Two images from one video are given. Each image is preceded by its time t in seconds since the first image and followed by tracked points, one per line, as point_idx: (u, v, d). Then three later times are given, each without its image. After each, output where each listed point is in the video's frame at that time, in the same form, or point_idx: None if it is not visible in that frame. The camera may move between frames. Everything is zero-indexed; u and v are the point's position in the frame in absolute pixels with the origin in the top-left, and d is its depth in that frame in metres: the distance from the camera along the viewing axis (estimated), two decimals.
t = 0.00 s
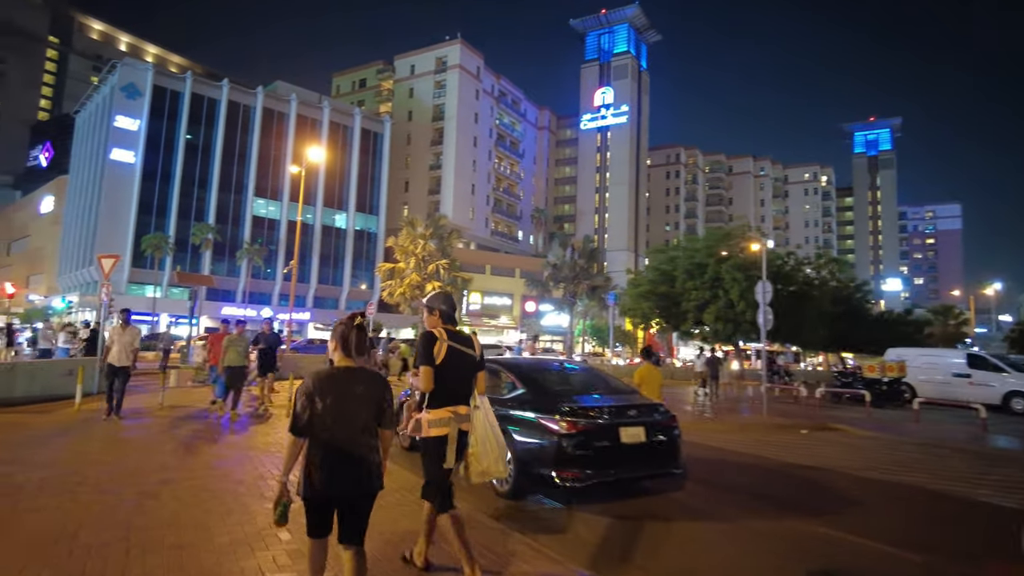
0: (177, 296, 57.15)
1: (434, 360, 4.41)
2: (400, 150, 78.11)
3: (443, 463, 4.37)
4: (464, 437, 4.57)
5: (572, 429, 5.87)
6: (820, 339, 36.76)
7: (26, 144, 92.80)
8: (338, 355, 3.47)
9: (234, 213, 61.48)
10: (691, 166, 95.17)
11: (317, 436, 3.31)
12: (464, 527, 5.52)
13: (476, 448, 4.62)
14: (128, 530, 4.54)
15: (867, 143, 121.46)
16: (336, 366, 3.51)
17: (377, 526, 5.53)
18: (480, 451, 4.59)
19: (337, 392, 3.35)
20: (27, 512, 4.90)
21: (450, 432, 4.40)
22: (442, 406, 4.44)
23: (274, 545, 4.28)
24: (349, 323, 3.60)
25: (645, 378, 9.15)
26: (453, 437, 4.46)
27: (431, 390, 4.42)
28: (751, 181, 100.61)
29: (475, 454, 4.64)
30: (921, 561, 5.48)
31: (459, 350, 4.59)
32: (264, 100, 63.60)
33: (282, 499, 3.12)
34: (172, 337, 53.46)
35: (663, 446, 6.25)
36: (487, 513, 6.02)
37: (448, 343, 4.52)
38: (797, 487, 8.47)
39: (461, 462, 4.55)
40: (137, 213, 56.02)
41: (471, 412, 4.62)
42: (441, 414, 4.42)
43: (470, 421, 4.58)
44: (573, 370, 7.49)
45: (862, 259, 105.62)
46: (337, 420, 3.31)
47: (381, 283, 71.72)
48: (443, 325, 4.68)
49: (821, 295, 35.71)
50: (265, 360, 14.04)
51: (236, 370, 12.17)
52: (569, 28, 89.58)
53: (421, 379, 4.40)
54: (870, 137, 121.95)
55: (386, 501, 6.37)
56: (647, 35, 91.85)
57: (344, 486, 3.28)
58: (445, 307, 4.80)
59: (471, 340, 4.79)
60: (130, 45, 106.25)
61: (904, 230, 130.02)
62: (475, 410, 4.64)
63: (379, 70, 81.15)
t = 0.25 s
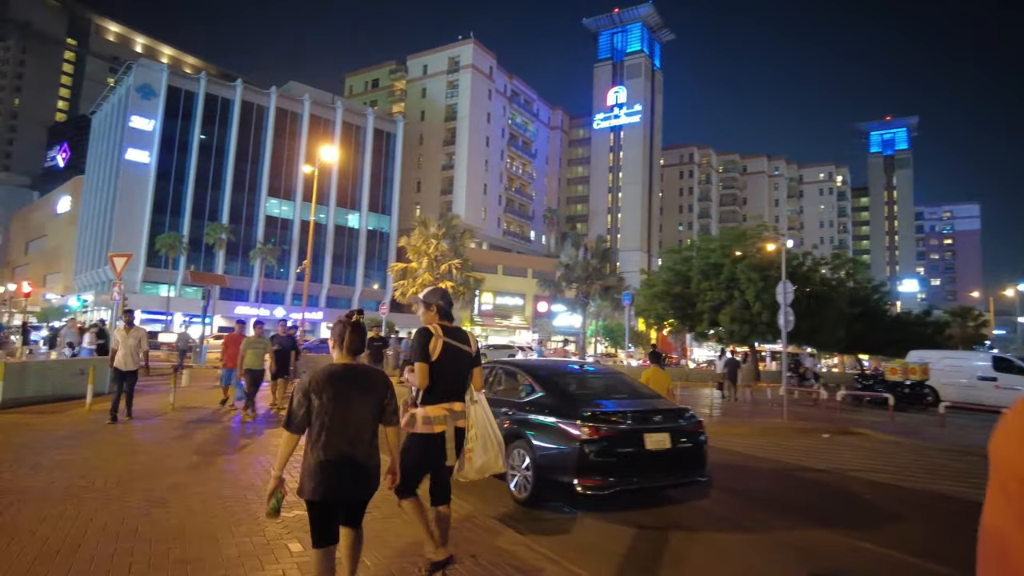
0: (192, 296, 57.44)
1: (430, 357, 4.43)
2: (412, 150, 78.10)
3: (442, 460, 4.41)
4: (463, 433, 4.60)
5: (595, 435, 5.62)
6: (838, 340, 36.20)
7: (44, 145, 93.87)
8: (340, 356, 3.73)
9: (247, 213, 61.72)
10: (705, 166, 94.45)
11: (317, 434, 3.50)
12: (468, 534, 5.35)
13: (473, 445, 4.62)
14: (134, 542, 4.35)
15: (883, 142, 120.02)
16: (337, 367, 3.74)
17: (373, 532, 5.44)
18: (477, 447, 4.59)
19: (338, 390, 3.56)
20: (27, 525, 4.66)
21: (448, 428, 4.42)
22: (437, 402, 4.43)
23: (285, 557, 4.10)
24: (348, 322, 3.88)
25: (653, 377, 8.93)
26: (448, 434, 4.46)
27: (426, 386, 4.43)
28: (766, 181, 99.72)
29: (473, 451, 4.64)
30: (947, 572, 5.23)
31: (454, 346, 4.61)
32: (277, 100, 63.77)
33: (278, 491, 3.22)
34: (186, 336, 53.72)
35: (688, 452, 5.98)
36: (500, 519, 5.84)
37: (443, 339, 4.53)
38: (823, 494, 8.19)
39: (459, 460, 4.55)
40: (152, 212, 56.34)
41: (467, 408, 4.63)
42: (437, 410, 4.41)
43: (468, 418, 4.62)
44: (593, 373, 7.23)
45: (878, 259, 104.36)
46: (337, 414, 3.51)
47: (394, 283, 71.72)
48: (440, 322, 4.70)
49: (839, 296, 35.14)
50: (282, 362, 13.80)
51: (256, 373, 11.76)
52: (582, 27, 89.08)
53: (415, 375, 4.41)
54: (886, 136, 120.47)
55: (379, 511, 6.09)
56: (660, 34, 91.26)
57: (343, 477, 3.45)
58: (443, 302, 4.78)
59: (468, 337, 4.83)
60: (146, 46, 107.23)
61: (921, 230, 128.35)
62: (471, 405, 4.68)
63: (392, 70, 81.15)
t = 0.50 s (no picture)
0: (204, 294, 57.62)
1: (417, 352, 4.26)
2: (424, 149, 78.05)
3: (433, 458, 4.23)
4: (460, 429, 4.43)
5: (616, 434, 5.37)
6: (855, 339, 35.62)
7: (60, 144, 94.73)
8: (342, 349, 3.58)
9: (260, 212, 61.91)
10: (718, 164, 93.69)
11: (316, 427, 3.36)
12: (473, 536, 5.12)
13: (474, 442, 4.48)
14: (138, 548, 4.09)
15: (899, 139, 118.54)
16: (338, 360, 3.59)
17: (370, 530, 5.25)
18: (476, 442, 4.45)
19: (337, 385, 3.43)
20: (22, 530, 4.38)
21: (433, 423, 4.24)
22: (425, 398, 4.28)
23: (293, 563, 3.86)
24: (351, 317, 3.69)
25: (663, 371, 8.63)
26: (435, 431, 4.28)
27: (413, 381, 4.25)
28: (779, 179, 98.85)
29: (475, 446, 4.50)
30: None
31: (444, 342, 4.39)
32: (290, 99, 63.87)
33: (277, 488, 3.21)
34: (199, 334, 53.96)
35: (716, 455, 5.70)
36: (519, 523, 5.59)
37: (431, 335, 4.36)
38: (848, 497, 7.83)
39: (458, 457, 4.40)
40: (165, 211, 56.60)
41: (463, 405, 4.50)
42: (426, 404, 4.24)
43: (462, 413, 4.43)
44: (612, 370, 6.93)
45: (893, 257, 103.20)
46: (334, 413, 3.37)
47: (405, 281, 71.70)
48: (431, 316, 4.48)
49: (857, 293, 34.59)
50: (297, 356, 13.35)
51: (273, 370, 11.34)
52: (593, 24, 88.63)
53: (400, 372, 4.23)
54: (902, 133, 119.02)
55: (376, 511, 5.79)
56: (673, 31, 90.54)
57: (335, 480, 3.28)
58: (433, 294, 4.61)
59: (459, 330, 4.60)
60: (160, 46, 108.02)
61: (938, 228, 126.78)
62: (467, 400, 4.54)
63: (404, 68, 81.06)
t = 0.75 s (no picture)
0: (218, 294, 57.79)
1: (404, 362, 4.36)
2: (436, 148, 77.90)
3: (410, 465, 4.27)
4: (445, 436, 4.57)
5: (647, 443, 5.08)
6: (876, 339, 34.94)
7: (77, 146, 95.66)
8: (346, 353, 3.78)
9: (273, 212, 62.03)
10: (732, 162, 92.81)
11: (322, 430, 3.54)
12: (483, 549, 4.93)
13: (456, 450, 4.62)
14: (133, 569, 3.86)
15: (917, 137, 116.84)
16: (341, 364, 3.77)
17: (375, 539, 5.14)
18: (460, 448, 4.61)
19: (343, 389, 3.61)
20: (11, 547, 4.13)
21: (416, 431, 4.31)
22: (415, 405, 4.39)
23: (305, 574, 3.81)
24: (355, 322, 3.90)
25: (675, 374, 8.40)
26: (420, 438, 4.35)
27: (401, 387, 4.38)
28: (795, 177, 97.80)
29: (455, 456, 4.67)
30: None
31: (430, 349, 4.51)
32: (302, 99, 63.91)
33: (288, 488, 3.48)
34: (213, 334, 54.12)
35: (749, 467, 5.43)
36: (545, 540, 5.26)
37: (417, 342, 4.47)
38: (870, 505, 7.64)
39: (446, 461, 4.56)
40: (179, 212, 56.81)
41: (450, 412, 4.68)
42: (413, 411, 4.35)
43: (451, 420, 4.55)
44: (635, 375, 6.63)
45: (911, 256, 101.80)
46: (341, 415, 3.56)
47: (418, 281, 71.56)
48: (418, 323, 4.60)
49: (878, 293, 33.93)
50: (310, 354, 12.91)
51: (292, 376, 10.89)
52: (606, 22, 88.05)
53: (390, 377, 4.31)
54: (920, 130, 117.29)
55: (381, 524, 5.52)
56: (687, 29, 89.79)
57: (352, 480, 3.48)
58: (420, 301, 4.70)
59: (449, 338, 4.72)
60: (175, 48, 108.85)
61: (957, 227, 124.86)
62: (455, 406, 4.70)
63: (417, 68, 80.87)
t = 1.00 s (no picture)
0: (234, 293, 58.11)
1: (408, 360, 4.26)
2: (451, 148, 77.85)
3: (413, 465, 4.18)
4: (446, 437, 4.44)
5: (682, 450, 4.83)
6: (898, 339, 34.30)
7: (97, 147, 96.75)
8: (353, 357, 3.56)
9: (289, 212, 62.29)
10: (749, 161, 91.94)
11: (329, 436, 3.40)
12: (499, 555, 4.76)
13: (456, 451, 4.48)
14: None
15: (938, 134, 115.06)
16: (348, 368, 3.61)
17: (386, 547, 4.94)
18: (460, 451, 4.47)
19: (353, 394, 3.44)
20: (19, 560, 3.94)
21: (419, 431, 4.20)
22: (418, 405, 4.28)
23: None
24: (365, 322, 3.65)
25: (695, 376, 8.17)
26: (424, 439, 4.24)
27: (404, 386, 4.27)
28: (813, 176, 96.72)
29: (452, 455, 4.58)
30: None
31: (434, 345, 4.39)
32: (318, 100, 64.09)
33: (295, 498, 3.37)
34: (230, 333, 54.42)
35: (786, 475, 5.16)
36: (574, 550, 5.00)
37: (422, 339, 4.36)
38: (902, 511, 7.39)
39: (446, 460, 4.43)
40: (196, 212, 57.17)
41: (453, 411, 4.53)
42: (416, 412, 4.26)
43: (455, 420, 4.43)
44: (665, 379, 6.36)
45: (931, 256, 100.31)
46: (353, 420, 3.40)
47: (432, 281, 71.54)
48: (424, 321, 4.48)
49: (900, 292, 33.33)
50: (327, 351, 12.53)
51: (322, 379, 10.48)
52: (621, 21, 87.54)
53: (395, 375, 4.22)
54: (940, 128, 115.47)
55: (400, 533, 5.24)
56: (703, 26, 89.04)
57: (359, 487, 3.32)
58: (425, 299, 4.56)
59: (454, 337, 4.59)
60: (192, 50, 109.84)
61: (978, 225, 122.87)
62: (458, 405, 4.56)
63: (431, 68, 80.83)
